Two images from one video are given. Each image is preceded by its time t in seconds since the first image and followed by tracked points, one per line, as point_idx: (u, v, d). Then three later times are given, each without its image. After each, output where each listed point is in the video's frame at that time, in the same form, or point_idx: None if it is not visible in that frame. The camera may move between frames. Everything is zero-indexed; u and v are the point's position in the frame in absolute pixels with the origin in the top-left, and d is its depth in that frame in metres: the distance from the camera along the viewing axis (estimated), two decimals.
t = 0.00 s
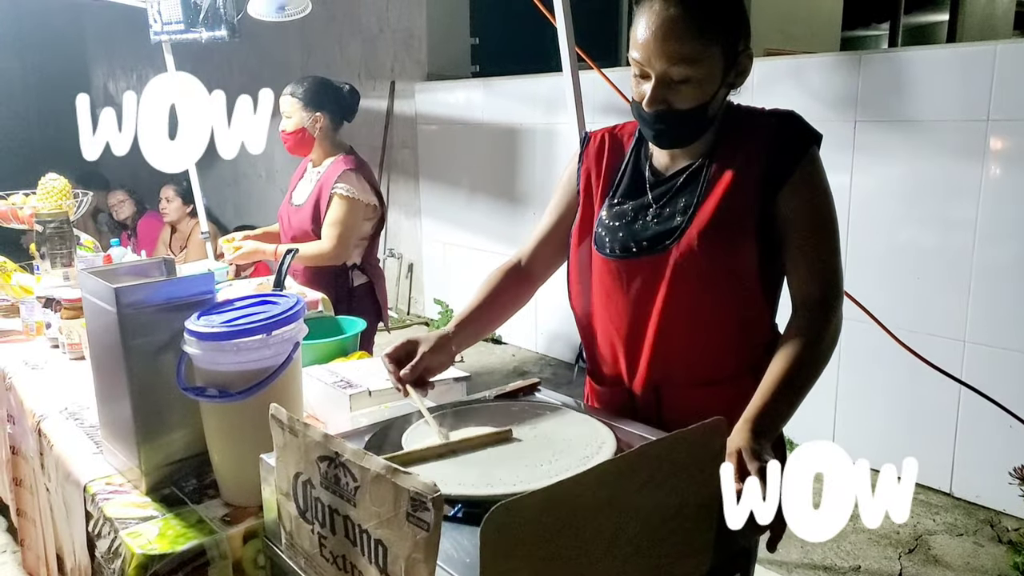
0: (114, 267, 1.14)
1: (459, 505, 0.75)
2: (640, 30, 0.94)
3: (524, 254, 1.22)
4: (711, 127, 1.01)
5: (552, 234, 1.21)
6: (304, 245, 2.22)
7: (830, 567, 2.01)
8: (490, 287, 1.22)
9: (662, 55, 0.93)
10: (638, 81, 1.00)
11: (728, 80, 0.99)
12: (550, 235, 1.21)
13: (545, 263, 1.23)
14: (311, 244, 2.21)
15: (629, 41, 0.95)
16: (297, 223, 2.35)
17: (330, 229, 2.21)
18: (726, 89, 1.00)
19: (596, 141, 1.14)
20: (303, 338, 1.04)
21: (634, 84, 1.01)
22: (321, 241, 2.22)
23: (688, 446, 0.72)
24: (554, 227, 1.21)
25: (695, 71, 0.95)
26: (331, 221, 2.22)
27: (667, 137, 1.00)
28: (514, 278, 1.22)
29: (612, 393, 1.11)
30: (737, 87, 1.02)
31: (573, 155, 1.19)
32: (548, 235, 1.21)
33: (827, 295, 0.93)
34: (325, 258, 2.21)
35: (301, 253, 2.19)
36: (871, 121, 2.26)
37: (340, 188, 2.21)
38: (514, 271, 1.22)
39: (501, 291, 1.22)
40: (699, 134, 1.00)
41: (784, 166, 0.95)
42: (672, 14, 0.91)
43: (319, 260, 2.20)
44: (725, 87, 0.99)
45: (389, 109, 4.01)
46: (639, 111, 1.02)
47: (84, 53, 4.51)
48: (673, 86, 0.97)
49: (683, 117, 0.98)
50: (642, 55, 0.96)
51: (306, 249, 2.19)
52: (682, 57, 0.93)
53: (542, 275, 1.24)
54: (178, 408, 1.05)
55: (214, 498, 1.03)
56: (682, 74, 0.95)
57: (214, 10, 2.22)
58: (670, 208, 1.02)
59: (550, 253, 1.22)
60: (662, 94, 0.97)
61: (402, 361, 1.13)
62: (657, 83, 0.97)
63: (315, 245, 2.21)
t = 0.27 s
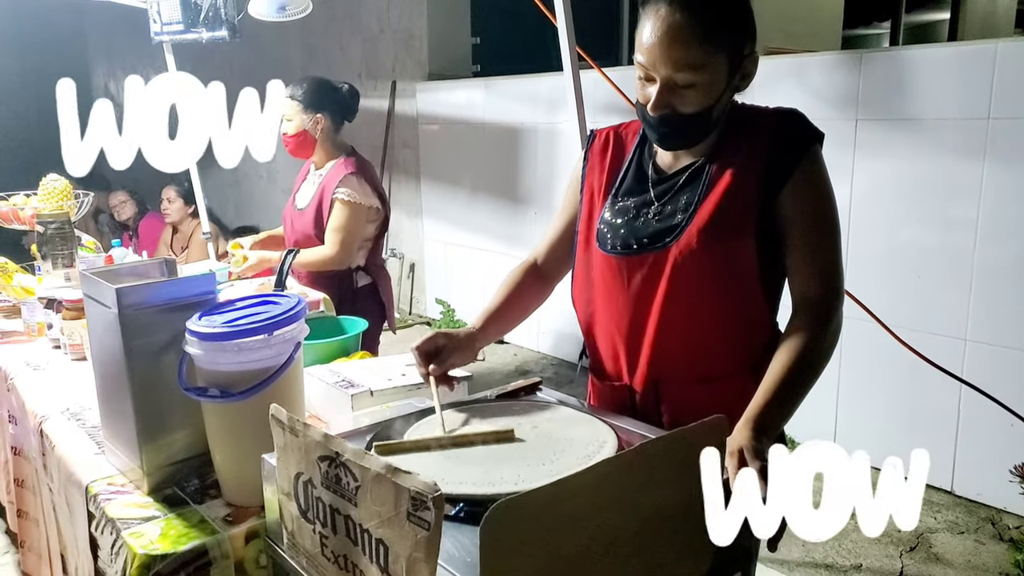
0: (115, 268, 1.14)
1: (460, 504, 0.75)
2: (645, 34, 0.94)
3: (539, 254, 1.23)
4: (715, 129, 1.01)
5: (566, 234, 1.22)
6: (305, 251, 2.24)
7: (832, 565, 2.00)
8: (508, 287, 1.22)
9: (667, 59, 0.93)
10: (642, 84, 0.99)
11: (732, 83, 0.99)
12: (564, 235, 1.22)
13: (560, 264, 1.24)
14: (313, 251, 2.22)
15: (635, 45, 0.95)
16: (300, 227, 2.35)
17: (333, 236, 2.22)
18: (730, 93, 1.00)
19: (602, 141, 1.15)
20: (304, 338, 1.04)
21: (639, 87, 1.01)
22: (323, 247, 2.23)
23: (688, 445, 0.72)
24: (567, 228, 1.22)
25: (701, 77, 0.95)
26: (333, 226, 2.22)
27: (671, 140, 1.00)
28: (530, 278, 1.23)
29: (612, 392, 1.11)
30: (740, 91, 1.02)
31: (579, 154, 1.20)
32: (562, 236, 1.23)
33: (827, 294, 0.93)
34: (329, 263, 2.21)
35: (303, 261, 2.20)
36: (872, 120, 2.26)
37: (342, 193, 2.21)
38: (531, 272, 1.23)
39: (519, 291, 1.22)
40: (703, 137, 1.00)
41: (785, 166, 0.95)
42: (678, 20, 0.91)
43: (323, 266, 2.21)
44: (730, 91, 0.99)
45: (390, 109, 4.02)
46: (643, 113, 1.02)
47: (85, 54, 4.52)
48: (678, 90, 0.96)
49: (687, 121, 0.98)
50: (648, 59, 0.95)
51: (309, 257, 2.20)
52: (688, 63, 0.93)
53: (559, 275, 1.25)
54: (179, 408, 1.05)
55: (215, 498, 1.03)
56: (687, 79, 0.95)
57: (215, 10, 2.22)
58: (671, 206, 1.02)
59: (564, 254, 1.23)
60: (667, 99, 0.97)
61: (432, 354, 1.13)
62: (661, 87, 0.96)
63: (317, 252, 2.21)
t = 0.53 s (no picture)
0: (114, 266, 1.14)
1: (459, 502, 0.75)
2: (648, 37, 0.94)
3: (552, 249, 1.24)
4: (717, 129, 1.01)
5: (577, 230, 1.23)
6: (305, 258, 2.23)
7: (828, 564, 1.99)
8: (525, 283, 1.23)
9: (670, 64, 0.93)
10: (645, 86, 0.99)
11: (735, 85, 0.98)
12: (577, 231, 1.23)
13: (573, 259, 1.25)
14: (314, 257, 2.22)
15: (637, 47, 0.95)
16: (303, 231, 2.36)
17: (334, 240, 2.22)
18: (734, 95, 0.99)
19: (604, 139, 1.16)
20: (303, 336, 1.04)
21: (642, 89, 1.01)
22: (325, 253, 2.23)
23: (686, 443, 0.72)
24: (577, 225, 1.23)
25: (704, 82, 0.94)
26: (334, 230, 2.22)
27: (673, 140, 1.01)
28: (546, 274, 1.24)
29: (610, 389, 1.11)
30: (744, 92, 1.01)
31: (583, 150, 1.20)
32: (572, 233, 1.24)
33: (825, 292, 0.93)
34: (332, 267, 2.21)
35: (304, 267, 2.20)
36: (871, 119, 2.26)
37: (341, 198, 2.21)
38: (545, 267, 1.24)
39: (537, 286, 1.23)
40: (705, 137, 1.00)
41: (785, 164, 0.95)
42: (681, 25, 0.90)
43: (325, 271, 2.21)
44: (733, 93, 0.98)
45: (390, 108, 4.00)
46: (646, 115, 1.02)
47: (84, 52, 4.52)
48: (681, 94, 0.96)
49: (689, 124, 0.98)
50: (650, 63, 0.95)
51: (311, 264, 2.20)
52: (690, 68, 0.93)
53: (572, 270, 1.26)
54: (178, 406, 1.05)
55: (214, 496, 1.03)
56: (690, 83, 0.94)
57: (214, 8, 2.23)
58: (672, 203, 1.03)
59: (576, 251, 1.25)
60: (669, 103, 0.96)
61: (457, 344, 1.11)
62: (664, 91, 0.96)
63: (319, 258, 2.22)
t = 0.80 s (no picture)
0: (109, 262, 1.14)
1: (454, 498, 0.75)
2: (645, 41, 0.93)
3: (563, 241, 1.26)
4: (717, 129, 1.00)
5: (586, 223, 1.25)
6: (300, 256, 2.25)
7: (823, 560, 2.00)
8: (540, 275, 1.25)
9: (668, 69, 0.93)
10: (645, 88, 0.99)
11: (735, 85, 0.97)
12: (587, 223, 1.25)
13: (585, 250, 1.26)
14: (309, 256, 2.23)
15: (636, 49, 0.95)
16: (298, 228, 2.36)
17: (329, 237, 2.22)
18: (733, 94, 0.98)
19: (606, 134, 1.16)
20: (299, 333, 1.05)
21: (641, 91, 1.01)
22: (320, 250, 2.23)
23: (681, 439, 0.72)
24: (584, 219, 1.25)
25: (703, 86, 0.94)
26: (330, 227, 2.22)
27: (674, 141, 1.01)
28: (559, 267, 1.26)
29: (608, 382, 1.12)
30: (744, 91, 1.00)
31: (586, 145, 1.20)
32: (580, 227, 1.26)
33: (821, 293, 0.93)
34: (328, 265, 2.23)
35: (299, 267, 2.23)
36: (868, 117, 2.26)
37: (338, 193, 2.20)
38: (558, 258, 1.26)
39: (555, 278, 1.25)
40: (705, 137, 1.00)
41: (785, 162, 0.95)
42: (679, 30, 0.90)
43: (322, 268, 2.23)
44: (732, 93, 0.98)
45: (387, 105, 3.99)
46: (647, 116, 1.02)
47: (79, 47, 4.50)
48: (679, 98, 0.96)
49: (689, 128, 0.98)
50: (649, 67, 0.95)
51: (306, 263, 2.22)
52: (688, 73, 0.93)
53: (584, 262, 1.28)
54: (174, 403, 1.05)
55: (209, 492, 1.03)
56: (688, 88, 0.94)
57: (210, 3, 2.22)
58: (671, 200, 1.03)
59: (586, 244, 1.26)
60: (669, 106, 0.97)
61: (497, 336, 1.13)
62: (663, 95, 0.96)
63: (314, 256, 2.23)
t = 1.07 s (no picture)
0: (100, 259, 1.13)
1: (448, 495, 0.75)
2: (642, 41, 0.93)
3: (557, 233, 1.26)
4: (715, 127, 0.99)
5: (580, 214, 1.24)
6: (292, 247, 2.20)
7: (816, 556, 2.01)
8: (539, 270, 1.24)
9: (665, 71, 0.92)
10: (641, 88, 0.98)
11: (732, 84, 0.97)
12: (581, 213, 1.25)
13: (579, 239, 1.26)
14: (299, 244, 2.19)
15: (632, 49, 0.94)
16: (290, 223, 2.35)
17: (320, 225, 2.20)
18: (730, 94, 0.98)
19: (604, 129, 1.15)
20: (292, 330, 1.04)
21: (638, 90, 1.00)
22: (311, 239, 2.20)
23: (676, 436, 0.72)
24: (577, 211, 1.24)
25: (699, 88, 0.94)
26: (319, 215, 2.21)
27: (673, 141, 1.01)
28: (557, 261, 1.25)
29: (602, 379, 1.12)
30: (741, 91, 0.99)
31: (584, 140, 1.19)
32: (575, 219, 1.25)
33: (816, 291, 0.93)
34: (320, 255, 2.20)
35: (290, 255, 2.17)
36: (862, 113, 2.27)
37: (325, 183, 2.19)
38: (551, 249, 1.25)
39: (557, 270, 1.25)
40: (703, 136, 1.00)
41: (784, 161, 0.95)
42: (676, 33, 0.90)
43: (313, 257, 2.19)
44: (729, 93, 0.98)
45: (381, 102, 3.96)
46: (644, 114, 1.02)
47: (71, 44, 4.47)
48: (677, 98, 0.96)
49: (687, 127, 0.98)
50: (646, 68, 0.94)
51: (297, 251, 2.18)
52: (684, 75, 0.92)
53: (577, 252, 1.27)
54: (166, 400, 1.05)
55: (202, 490, 1.03)
56: (686, 89, 0.94)
57: None
58: (669, 196, 1.03)
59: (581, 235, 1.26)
60: (666, 106, 0.97)
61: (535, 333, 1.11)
62: (661, 95, 0.95)
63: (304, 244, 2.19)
